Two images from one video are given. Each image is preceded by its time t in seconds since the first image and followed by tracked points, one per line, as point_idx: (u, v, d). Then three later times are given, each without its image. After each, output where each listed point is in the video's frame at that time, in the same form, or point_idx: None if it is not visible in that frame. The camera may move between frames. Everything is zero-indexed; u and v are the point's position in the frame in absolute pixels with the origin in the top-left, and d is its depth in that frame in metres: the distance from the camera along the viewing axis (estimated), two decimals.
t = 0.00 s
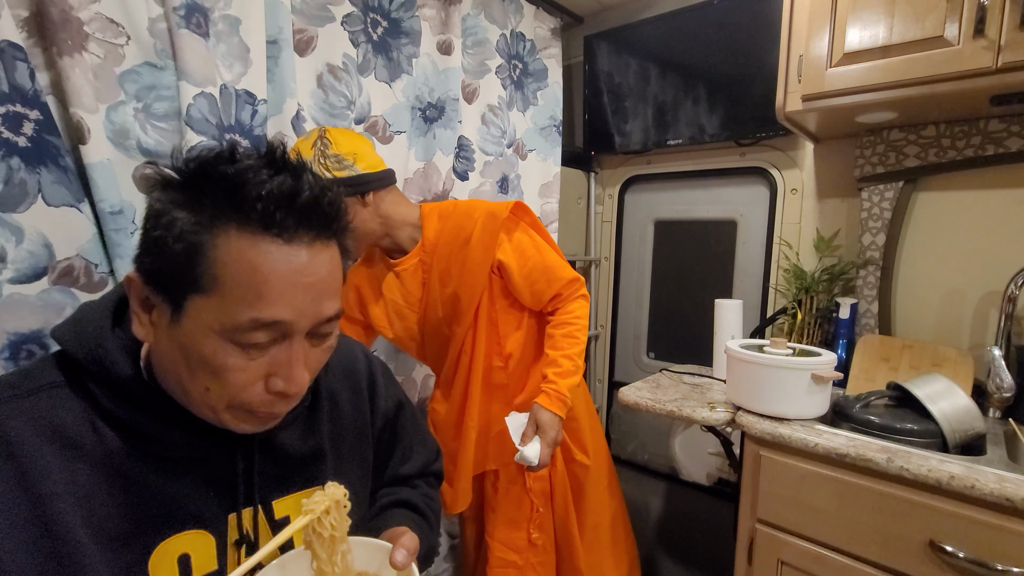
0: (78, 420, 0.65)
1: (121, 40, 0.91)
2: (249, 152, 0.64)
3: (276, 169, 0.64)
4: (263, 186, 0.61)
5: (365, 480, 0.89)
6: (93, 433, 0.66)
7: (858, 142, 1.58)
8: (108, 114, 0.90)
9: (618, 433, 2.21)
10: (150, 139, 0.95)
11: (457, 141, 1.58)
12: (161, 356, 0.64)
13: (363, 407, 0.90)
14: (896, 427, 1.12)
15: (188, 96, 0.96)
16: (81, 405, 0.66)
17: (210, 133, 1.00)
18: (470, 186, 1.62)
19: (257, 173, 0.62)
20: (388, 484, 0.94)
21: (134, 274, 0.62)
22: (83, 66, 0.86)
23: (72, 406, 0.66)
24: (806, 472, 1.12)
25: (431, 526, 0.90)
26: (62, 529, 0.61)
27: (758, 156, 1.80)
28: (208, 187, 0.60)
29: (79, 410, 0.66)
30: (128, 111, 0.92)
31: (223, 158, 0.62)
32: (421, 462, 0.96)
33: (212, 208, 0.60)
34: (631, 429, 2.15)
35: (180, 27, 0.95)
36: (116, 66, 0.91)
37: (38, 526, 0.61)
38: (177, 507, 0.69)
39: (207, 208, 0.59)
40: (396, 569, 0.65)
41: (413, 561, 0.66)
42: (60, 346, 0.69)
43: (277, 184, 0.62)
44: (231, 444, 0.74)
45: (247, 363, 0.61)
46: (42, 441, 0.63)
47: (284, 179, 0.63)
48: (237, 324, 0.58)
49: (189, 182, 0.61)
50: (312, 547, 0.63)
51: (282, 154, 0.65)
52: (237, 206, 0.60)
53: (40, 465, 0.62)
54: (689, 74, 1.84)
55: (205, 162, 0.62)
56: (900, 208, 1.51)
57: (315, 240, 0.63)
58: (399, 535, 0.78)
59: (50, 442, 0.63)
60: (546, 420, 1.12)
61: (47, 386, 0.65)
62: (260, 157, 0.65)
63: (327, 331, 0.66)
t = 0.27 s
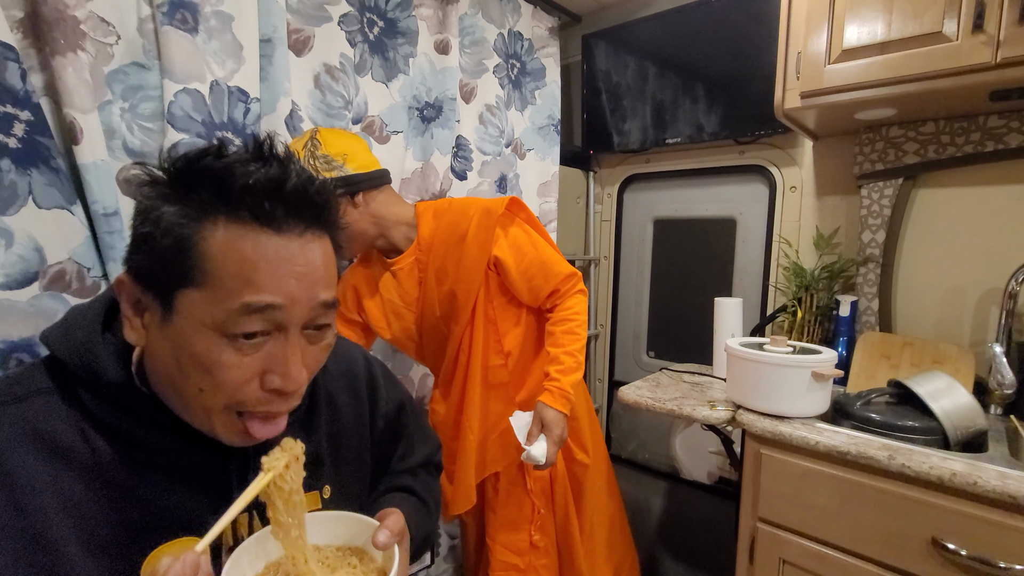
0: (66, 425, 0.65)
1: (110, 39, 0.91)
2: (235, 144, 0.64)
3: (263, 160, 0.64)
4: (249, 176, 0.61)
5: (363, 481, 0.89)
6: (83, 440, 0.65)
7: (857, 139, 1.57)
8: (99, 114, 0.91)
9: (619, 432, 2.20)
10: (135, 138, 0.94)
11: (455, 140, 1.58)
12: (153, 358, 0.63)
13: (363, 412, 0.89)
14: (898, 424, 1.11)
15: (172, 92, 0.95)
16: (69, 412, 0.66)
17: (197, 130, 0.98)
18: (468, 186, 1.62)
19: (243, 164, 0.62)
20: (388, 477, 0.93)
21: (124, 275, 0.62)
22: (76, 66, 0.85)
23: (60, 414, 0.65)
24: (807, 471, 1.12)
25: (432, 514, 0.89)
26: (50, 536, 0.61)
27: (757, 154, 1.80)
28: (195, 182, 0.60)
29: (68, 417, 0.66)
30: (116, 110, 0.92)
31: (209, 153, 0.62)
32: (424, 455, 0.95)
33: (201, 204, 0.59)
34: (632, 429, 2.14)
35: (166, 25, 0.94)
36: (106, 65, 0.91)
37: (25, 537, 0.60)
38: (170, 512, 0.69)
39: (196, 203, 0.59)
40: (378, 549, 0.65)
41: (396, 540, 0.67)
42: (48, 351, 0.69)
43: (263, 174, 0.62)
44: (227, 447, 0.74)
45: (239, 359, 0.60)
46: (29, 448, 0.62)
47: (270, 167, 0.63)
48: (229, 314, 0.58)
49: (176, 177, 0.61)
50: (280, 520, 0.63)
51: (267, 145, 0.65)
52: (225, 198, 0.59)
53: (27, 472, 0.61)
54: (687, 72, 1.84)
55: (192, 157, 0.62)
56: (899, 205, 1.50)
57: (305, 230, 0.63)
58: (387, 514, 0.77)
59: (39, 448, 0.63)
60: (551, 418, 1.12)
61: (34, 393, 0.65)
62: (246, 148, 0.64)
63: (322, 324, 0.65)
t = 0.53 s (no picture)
0: (65, 425, 0.65)
1: (110, 40, 0.91)
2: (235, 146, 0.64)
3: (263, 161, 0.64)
4: (249, 174, 0.61)
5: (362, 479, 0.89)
6: (80, 440, 0.65)
7: (855, 135, 1.57)
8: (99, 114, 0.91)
9: (619, 430, 2.20)
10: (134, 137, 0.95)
11: (454, 139, 1.58)
12: (152, 357, 0.62)
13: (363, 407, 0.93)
14: (897, 419, 1.11)
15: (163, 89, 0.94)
16: (66, 414, 0.66)
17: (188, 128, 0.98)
18: (467, 184, 1.62)
19: (243, 163, 0.62)
20: (385, 467, 0.95)
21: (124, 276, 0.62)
22: (70, 65, 0.85)
23: (57, 414, 0.66)
24: (806, 466, 1.12)
25: (426, 500, 0.91)
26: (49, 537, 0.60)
27: (755, 151, 1.80)
28: (196, 182, 0.60)
29: (64, 417, 0.66)
30: (115, 110, 0.93)
31: (210, 156, 0.62)
32: (422, 446, 0.97)
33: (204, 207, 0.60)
34: (632, 427, 2.14)
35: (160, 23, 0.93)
36: (109, 66, 0.92)
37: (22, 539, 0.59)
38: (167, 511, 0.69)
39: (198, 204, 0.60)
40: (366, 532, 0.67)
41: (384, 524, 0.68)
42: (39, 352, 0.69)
43: (263, 172, 0.61)
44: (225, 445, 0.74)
45: (243, 356, 0.60)
46: (25, 449, 0.62)
47: (271, 168, 0.63)
48: (230, 308, 0.58)
49: (177, 179, 0.61)
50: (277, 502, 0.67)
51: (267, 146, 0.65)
52: (227, 199, 0.60)
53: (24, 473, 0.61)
54: (685, 70, 1.84)
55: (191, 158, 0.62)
56: (898, 201, 1.50)
57: (307, 230, 0.63)
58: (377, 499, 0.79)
59: (35, 450, 0.63)
60: (552, 413, 1.12)
61: (27, 395, 0.65)
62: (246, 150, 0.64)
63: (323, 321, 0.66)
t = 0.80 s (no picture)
0: (70, 423, 0.65)
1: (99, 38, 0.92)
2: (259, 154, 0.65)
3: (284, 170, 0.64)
4: (267, 182, 0.60)
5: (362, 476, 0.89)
6: (85, 437, 0.65)
7: (853, 132, 1.57)
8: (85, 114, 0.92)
9: (619, 429, 2.20)
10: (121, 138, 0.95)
11: (452, 138, 1.57)
12: (161, 358, 0.63)
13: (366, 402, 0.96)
14: (897, 414, 1.11)
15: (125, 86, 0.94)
16: (72, 411, 0.66)
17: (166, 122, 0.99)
18: (465, 183, 1.61)
19: (263, 171, 0.62)
20: (385, 461, 0.96)
21: (136, 273, 0.62)
22: (49, 60, 0.85)
23: (62, 409, 0.65)
24: (806, 462, 1.12)
25: (425, 492, 0.91)
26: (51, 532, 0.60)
27: (753, 148, 1.80)
28: (213, 185, 0.60)
29: (68, 412, 0.66)
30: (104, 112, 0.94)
31: (232, 160, 0.62)
32: (422, 441, 0.98)
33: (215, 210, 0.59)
34: (632, 425, 2.14)
35: (128, 16, 0.94)
36: (96, 65, 0.92)
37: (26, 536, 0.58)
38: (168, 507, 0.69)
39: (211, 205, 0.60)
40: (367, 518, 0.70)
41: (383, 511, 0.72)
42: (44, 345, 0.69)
43: (282, 182, 0.61)
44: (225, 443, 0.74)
45: (250, 361, 0.60)
46: (26, 443, 0.62)
47: (292, 178, 0.63)
48: (242, 312, 0.58)
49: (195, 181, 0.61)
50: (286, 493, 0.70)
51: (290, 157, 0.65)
52: (241, 204, 0.59)
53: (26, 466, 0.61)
54: (682, 67, 1.84)
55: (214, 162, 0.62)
56: (897, 196, 1.50)
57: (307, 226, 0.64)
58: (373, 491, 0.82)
59: (38, 445, 0.63)
60: (557, 411, 1.09)
61: (33, 389, 0.65)
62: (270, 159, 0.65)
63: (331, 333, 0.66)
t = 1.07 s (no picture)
0: (72, 425, 0.65)
1: (101, 35, 0.91)
2: (286, 166, 0.64)
3: (314, 186, 0.64)
4: (299, 203, 0.60)
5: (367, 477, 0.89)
6: (91, 438, 0.65)
7: (856, 129, 1.57)
8: (88, 112, 0.91)
9: (621, 427, 2.19)
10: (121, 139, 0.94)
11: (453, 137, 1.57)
12: (181, 367, 0.63)
13: (372, 404, 0.96)
14: (902, 413, 1.11)
15: (166, 92, 0.97)
16: (80, 410, 0.67)
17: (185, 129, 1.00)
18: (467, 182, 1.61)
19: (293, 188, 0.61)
20: (392, 459, 0.97)
21: (158, 281, 0.62)
22: (43, 57, 0.84)
23: (69, 411, 0.66)
24: (811, 460, 1.11)
25: (432, 489, 0.92)
26: (49, 533, 0.60)
27: (756, 146, 1.79)
28: (243, 201, 0.60)
29: (77, 416, 0.66)
30: (105, 109, 0.93)
31: (261, 171, 0.62)
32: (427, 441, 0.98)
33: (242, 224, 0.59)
34: (635, 424, 2.14)
35: (160, 23, 0.96)
36: (98, 62, 0.91)
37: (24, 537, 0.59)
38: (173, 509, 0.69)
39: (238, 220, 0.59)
40: (377, 516, 0.71)
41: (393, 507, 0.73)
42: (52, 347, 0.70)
43: (314, 203, 0.61)
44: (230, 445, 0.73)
45: (273, 378, 0.59)
46: (29, 445, 0.63)
47: (323, 196, 0.62)
48: (270, 335, 0.57)
49: (225, 194, 0.61)
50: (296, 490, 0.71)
51: (321, 173, 0.65)
52: (272, 222, 0.59)
53: (29, 470, 0.61)
54: (684, 65, 1.83)
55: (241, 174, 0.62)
56: (900, 193, 1.50)
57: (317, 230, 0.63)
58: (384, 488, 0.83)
59: (42, 448, 0.63)
60: (584, 413, 1.11)
61: (40, 388, 0.66)
62: (297, 172, 0.64)
63: (351, 349, 0.65)
